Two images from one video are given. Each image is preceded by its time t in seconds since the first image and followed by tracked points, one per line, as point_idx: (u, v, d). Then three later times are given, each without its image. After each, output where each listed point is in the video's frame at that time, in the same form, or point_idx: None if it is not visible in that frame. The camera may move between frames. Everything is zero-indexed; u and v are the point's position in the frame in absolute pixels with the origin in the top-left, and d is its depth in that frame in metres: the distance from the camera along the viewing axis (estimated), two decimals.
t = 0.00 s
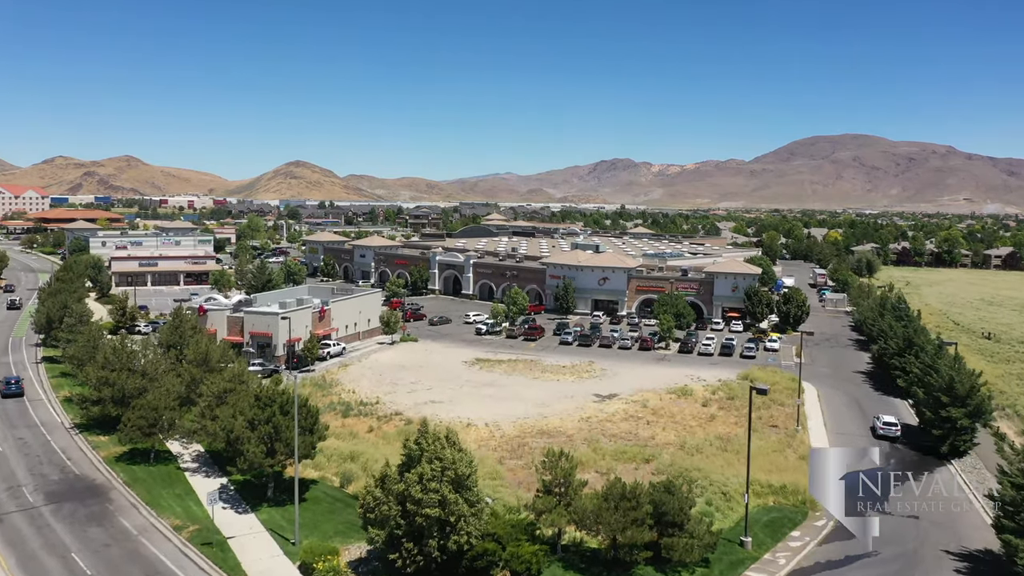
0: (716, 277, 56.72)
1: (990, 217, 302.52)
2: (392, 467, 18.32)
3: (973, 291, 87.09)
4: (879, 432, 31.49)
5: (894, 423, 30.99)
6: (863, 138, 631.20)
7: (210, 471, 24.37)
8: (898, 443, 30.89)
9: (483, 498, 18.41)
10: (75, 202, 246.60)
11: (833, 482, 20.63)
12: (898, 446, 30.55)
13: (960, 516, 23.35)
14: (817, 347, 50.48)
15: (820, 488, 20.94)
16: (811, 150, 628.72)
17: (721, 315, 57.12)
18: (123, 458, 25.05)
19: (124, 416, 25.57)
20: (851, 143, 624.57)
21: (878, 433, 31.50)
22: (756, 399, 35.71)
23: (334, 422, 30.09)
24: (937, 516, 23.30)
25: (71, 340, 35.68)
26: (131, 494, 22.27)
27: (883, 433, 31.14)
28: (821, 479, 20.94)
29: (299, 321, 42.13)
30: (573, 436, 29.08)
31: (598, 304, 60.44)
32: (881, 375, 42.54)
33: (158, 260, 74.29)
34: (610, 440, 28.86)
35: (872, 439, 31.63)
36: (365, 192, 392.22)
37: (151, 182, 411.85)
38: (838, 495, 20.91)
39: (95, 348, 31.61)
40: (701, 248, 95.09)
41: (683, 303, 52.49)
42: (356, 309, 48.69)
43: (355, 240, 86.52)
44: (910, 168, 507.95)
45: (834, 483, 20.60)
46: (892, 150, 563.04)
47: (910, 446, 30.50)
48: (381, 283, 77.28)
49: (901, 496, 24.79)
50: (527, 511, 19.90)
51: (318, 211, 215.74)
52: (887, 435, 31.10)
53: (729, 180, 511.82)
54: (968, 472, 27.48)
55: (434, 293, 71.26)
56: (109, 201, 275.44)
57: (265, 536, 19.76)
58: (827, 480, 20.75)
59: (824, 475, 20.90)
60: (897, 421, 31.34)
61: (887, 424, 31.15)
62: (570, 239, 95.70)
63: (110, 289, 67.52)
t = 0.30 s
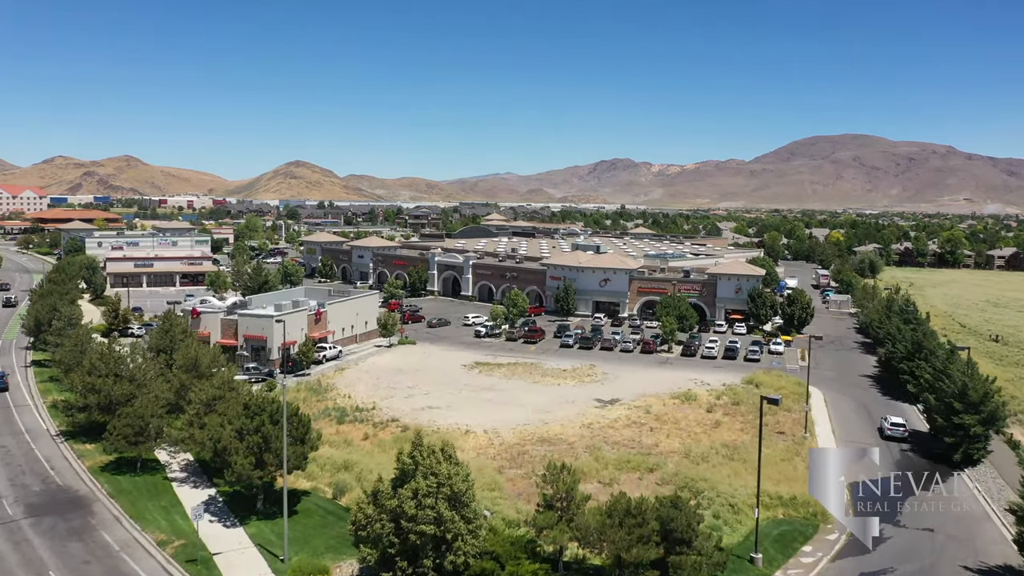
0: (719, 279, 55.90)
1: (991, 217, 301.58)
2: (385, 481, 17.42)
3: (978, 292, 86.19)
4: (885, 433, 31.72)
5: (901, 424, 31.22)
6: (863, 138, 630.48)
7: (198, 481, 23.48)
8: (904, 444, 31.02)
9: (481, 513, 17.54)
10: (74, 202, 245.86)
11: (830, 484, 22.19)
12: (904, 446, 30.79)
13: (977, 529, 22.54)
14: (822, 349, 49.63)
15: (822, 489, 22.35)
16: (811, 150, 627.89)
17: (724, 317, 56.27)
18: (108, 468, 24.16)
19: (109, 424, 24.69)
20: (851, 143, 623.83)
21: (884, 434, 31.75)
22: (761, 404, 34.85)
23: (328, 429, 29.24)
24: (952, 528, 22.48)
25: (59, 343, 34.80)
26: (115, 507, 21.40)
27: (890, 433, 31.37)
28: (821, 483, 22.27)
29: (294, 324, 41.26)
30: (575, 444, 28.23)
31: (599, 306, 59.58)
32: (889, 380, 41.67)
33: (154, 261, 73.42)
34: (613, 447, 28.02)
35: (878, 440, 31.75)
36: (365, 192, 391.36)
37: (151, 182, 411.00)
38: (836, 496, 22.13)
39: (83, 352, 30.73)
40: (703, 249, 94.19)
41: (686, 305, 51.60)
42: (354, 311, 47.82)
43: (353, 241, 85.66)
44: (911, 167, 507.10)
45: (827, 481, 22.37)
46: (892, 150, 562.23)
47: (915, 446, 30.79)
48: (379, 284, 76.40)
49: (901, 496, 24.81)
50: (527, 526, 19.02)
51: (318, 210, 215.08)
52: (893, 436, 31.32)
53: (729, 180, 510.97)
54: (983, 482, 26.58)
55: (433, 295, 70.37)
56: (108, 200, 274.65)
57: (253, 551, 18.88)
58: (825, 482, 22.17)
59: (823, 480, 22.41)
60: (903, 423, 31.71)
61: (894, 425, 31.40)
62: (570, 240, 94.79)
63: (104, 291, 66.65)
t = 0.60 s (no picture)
0: (722, 280, 55.00)
1: (991, 217, 300.55)
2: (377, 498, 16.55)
3: (983, 293, 85.16)
4: (893, 434, 31.55)
5: (910, 426, 31.14)
6: (863, 138, 629.84)
7: (185, 493, 22.59)
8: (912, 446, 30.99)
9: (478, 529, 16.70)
10: (73, 202, 245.05)
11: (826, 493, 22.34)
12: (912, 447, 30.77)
13: (994, 542, 21.60)
14: (828, 352, 48.74)
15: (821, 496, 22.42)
16: (811, 150, 627.10)
17: (727, 319, 55.40)
18: (92, 478, 23.25)
19: (94, 433, 23.77)
20: (851, 143, 623.94)
21: (892, 435, 31.61)
22: (767, 410, 33.96)
23: (322, 436, 28.37)
24: (969, 542, 21.56)
25: (46, 347, 33.89)
26: (97, 520, 20.55)
27: (899, 435, 31.22)
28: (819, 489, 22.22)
29: (289, 327, 40.35)
30: (577, 452, 27.35)
31: (600, 307, 58.69)
32: (897, 383, 40.77)
33: (149, 262, 72.47)
34: (616, 456, 27.13)
35: (886, 441, 31.57)
36: (365, 192, 390.61)
37: (151, 181, 410.31)
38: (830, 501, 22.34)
39: (69, 357, 29.84)
40: (704, 249, 93.33)
41: (689, 307, 50.71)
42: (350, 313, 46.90)
43: (352, 241, 84.73)
44: (911, 167, 506.34)
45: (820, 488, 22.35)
46: (892, 150, 561.41)
47: (923, 448, 30.66)
48: (377, 285, 75.44)
49: (915, 508, 23.95)
50: (527, 543, 18.15)
51: (318, 211, 214.13)
52: (901, 437, 31.19)
53: (729, 180, 510.09)
54: (997, 492, 25.70)
55: (431, 296, 69.48)
56: (107, 200, 274.04)
57: (239, 569, 17.99)
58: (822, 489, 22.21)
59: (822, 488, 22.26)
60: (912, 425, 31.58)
61: (902, 426, 31.29)
62: (570, 240, 93.88)
63: (99, 292, 65.71)
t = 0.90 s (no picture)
0: (726, 281, 54.08)
1: (991, 217, 299.51)
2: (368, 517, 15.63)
3: (988, 294, 84.22)
4: (902, 436, 31.43)
5: (919, 428, 31.09)
6: (863, 138, 629.33)
7: (171, 505, 21.69)
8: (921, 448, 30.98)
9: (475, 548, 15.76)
10: (71, 202, 244.59)
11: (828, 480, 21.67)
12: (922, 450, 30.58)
13: (1015, 559, 20.65)
14: (833, 355, 47.89)
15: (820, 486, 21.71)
16: (812, 150, 626.31)
17: (730, 321, 54.52)
18: (75, 491, 22.33)
19: (76, 443, 22.85)
20: (851, 143, 623.13)
21: (901, 437, 31.45)
22: (773, 416, 33.04)
23: (315, 445, 27.49)
24: (988, 558, 20.62)
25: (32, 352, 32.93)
26: (77, 536, 19.61)
27: (908, 436, 31.14)
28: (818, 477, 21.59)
29: (283, 330, 39.46)
30: (579, 461, 26.47)
31: (601, 309, 57.80)
32: (905, 388, 39.92)
33: (144, 263, 71.52)
34: (618, 465, 26.26)
35: (895, 442, 31.52)
36: (364, 192, 389.71)
37: (150, 181, 409.48)
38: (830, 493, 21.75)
39: (54, 362, 28.91)
40: (706, 250, 92.46)
41: (692, 309, 49.79)
42: (347, 316, 46.01)
43: (350, 242, 83.85)
44: (912, 168, 505.61)
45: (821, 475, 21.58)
46: (892, 150, 560.57)
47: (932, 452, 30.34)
48: (375, 286, 74.55)
49: (930, 523, 23.03)
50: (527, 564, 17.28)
51: (317, 211, 213.34)
52: (910, 439, 31.14)
53: (729, 180, 509.16)
54: (1015, 504, 24.77)
55: (430, 298, 68.59)
56: (106, 200, 273.22)
57: None
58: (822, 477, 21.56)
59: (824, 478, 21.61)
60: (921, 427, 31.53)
61: (911, 428, 31.20)
62: (571, 240, 92.97)
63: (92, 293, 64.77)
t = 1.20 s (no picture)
0: (729, 283, 53.03)
1: (992, 217, 298.25)
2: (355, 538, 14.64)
3: (994, 296, 83.06)
4: (912, 439, 30.97)
5: (928, 430, 30.53)
6: (863, 138, 628.28)
7: (153, 522, 20.64)
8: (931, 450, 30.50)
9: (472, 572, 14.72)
10: (69, 202, 243.70)
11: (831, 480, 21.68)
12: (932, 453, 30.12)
13: None
14: (840, 359, 46.86)
15: (820, 487, 21.78)
16: (812, 150, 625.28)
17: (734, 324, 53.48)
18: (53, 506, 21.27)
19: (55, 455, 21.78)
20: (851, 143, 622.13)
21: (911, 440, 30.99)
22: (781, 424, 32.00)
23: (307, 455, 26.45)
24: None
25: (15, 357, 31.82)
26: (52, 556, 18.57)
27: (917, 439, 30.66)
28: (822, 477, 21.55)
29: (276, 334, 38.42)
30: (581, 473, 25.42)
31: (602, 312, 56.75)
32: (915, 393, 38.90)
33: (138, 264, 70.44)
34: (623, 476, 25.22)
35: (904, 445, 31.07)
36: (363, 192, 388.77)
37: (149, 181, 408.50)
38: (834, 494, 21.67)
39: (36, 368, 27.84)
40: (709, 250, 91.34)
41: (695, 312, 48.73)
42: (343, 319, 44.97)
43: (348, 242, 82.79)
44: (912, 167, 504.51)
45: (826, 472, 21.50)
46: (892, 150, 559.60)
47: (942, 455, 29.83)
48: (373, 288, 73.48)
49: (948, 540, 21.94)
50: None
51: (317, 211, 212.40)
52: (920, 442, 30.62)
53: (730, 180, 508.10)
54: None
55: (428, 299, 67.54)
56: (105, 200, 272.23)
57: None
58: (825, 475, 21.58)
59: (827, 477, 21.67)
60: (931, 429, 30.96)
61: (921, 430, 30.69)
62: (572, 241, 91.89)
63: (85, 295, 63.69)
